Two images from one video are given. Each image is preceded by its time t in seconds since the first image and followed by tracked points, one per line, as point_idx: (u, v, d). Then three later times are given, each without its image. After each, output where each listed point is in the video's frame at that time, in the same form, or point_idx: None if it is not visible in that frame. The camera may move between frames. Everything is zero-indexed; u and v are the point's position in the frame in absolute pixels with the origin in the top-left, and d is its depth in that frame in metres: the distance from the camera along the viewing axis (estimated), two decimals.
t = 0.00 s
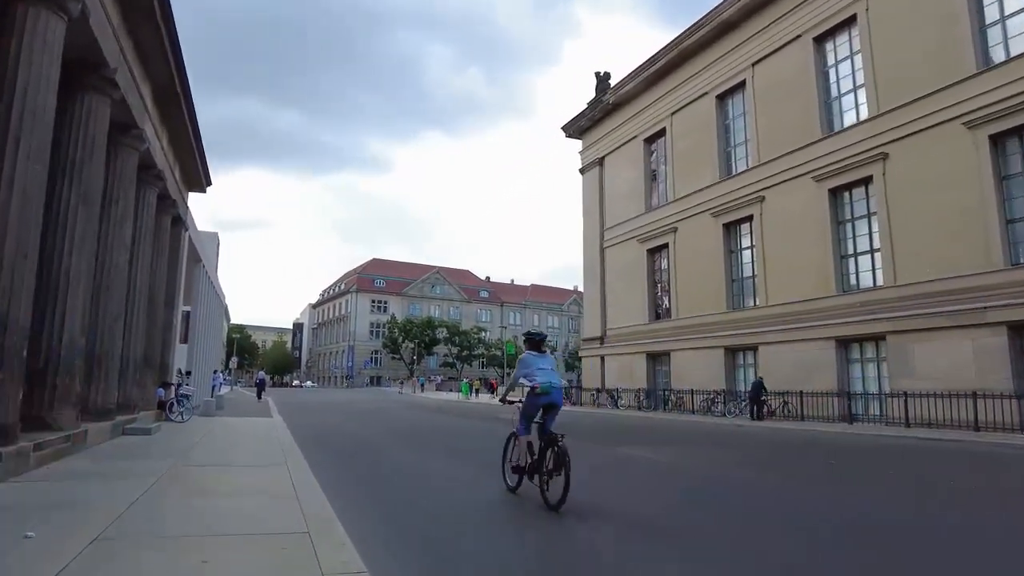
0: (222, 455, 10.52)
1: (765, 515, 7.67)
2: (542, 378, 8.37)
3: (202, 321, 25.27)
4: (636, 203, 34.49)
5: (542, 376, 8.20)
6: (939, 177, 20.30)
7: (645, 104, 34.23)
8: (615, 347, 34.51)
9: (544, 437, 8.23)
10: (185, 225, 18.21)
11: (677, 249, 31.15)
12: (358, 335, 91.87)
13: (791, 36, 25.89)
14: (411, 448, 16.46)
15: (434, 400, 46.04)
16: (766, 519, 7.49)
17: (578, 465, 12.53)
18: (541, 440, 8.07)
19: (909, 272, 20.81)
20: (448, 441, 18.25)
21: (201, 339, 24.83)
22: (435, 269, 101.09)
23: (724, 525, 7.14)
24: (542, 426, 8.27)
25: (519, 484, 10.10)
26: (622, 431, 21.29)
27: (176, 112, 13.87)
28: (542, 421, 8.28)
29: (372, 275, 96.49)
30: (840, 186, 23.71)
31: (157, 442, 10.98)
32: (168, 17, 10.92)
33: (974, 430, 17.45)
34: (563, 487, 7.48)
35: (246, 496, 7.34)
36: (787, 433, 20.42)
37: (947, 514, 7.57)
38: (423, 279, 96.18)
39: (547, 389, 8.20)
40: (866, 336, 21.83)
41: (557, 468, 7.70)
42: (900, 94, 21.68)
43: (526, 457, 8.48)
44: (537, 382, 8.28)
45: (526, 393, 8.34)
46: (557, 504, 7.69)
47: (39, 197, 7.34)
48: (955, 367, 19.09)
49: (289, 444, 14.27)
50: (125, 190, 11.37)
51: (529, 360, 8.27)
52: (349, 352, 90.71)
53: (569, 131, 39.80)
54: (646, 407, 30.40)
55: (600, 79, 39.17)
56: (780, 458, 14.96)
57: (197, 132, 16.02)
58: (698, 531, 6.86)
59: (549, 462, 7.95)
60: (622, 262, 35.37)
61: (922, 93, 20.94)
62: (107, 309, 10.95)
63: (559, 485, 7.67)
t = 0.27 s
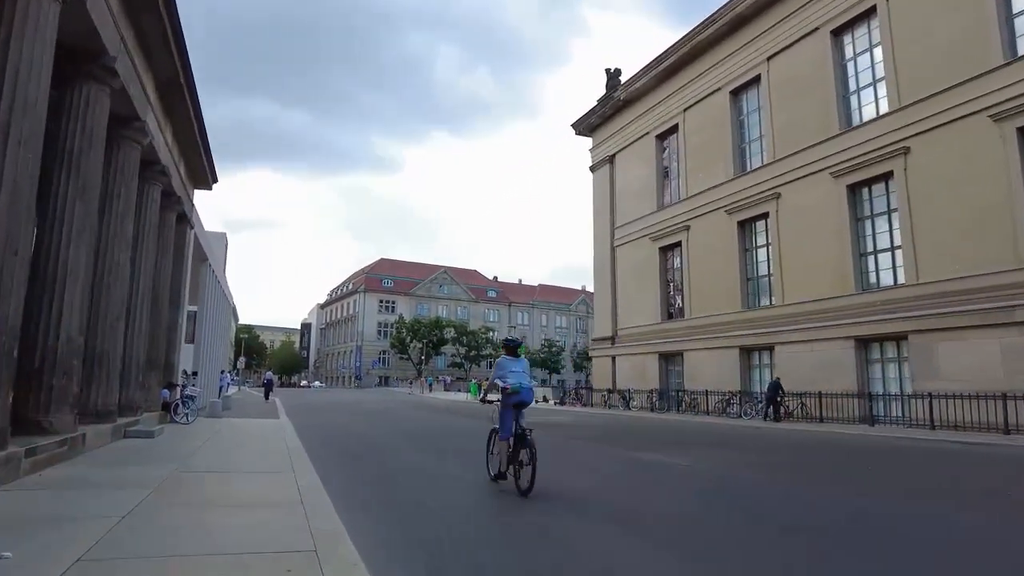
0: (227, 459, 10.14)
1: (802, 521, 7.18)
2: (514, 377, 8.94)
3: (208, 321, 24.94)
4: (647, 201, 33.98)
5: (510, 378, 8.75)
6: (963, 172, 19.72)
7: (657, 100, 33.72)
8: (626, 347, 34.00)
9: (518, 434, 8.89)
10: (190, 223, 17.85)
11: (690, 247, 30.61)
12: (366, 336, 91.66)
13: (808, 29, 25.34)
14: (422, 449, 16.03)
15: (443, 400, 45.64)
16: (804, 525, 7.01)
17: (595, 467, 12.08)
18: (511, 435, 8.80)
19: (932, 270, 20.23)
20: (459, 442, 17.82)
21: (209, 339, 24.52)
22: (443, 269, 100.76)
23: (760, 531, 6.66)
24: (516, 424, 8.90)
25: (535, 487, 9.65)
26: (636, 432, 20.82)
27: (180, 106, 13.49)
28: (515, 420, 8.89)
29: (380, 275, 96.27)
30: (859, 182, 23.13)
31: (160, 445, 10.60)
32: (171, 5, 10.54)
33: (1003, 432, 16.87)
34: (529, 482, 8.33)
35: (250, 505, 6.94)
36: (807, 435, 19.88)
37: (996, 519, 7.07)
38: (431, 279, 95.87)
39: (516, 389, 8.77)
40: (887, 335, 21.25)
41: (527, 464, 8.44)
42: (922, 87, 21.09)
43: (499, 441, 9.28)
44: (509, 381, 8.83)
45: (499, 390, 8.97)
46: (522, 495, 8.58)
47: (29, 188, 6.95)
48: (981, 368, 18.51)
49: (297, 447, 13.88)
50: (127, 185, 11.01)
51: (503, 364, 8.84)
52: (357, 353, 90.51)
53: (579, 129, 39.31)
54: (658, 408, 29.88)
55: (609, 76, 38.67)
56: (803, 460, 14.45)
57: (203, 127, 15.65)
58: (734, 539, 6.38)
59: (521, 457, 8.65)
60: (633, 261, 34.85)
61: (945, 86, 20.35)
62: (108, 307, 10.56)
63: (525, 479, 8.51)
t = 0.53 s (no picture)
0: (226, 462, 9.69)
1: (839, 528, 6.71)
2: (493, 376, 9.95)
3: (210, 320, 24.52)
4: (655, 198, 33.49)
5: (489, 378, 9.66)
6: (983, 165, 19.21)
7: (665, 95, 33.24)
8: (633, 347, 33.49)
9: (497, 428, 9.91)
10: (191, 219, 17.43)
11: (699, 245, 30.12)
12: (370, 335, 91.32)
13: (820, 21, 24.82)
14: (425, 450, 15.62)
15: (447, 400, 45.17)
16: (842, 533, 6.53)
17: (607, 469, 11.62)
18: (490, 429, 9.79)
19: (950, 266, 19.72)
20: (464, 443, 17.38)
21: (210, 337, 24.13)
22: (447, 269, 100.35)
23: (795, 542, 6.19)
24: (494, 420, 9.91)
25: (547, 491, 9.20)
26: (646, 432, 20.35)
27: (180, 100, 13.07)
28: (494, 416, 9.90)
29: (383, 274, 95.89)
30: (873, 177, 22.62)
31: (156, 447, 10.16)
32: None
33: None
34: (504, 471, 9.35)
35: (249, 514, 6.51)
36: (822, 435, 19.38)
37: None
38: (434, 278, 95.50)
39: (494, 388, 9.75)
40: (904, 333, 20.73)
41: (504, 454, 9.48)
42: (939, 79, 20.57)
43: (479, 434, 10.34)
44: (488, 380, 9.82)
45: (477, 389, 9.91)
46: (500, 481, 9.62)
47: (13, 176, 6.52)
48: (1002, 366, 18.01)
49: (299, 448, 13.43)
50: (122, 177, 10.59)
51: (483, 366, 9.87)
52: (361, 352, 90.17)
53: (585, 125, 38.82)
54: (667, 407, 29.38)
55: (615, 71, 38.19)
56: (821, 461, 14.00)
57: (203, 120, 15.23)
58: (767, 548, 5.92)
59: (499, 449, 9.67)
60: (640, 259, 34.35)
61: (963, 77, 19.84)
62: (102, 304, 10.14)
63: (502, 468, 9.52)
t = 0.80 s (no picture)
0: (228, 467, 9.24)
1: (885, 535, 6.27)
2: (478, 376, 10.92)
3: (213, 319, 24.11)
4: (664, 195, 33.02)
5: (472, 381, 10.37)
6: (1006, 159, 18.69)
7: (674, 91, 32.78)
8: (642, 347, 32.99)
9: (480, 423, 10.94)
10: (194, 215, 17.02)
11: (710, 242, 29.63)
12: (374, 335, 90.98)
13: (834, 13, 24.33)
14: (432, 451, 15.19)
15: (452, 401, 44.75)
16: (891, 539, 6.09)
17: (624, 470, 11.17)
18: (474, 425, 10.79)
19: (971, 263, 19.21)
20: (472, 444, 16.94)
21: (212, 337, 23.71)
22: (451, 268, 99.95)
23: (842, 549, 5.75)
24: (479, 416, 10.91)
25: (566, 494, 8.75)
26: (659, 433, 19.88)
27: (182, 92, 12.67)
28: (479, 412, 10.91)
29: (388, 274, 95.50)
30: (890, 172, 22.11)
31: (155, 451, 9.72)
32: None
33: None
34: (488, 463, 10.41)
35: (252, 524, 6.08)
36: (841, 437, 18.88)
37: None
38: (438, 278, 95.11)
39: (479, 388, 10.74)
40: (924, 332, 20.21)
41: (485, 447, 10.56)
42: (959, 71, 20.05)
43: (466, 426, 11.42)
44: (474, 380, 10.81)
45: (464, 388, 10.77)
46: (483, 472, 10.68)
47: None
48: None
49: (304, 450, 12.99)
50: (120, 168, 10.18)
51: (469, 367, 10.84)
52: (365, 352, 89.84)
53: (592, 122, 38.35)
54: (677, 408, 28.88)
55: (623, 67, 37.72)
56: (843, 463, 13.53)
57: (205, 113, 14.81)
58: (813, 557, 5.49)
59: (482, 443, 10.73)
60: (649, 257, 33.85)
61: (984, 69, 19.33)
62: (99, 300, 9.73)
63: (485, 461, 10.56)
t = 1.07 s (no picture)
0: (231, 473, 8.82)
1: (938, 546, 5.79)
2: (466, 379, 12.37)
3: (218, 318, 23.71)
4: (675, 193, 32.54)
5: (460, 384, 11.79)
6: None
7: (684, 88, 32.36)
8: (652, 348, 32.49)
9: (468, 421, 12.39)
10: (198, 213, 16.61)
11: (722, 241, 29.12)
12: (380, 335, 90.68)
13: (851, 6, 23.84)
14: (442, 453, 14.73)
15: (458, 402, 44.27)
16: (946, 552, 5.61)
17: (643, 475, 10.70)
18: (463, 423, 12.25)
19: (994, 262, 18.67)
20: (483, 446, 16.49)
21: (217, 337, 23.35)
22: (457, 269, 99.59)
23: (894, 564, 5.28)
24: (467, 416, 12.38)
25: (585, 501, 8.29)
26: (673, 437, 19.40)
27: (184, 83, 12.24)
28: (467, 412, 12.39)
29: (393, 275, 95.24)
30: (909, 168, 21.59)
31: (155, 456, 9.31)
32: None
33: None
34: (474, 457, 11.82)
35: (254, 537, 5.64)
36: (860, 440, 18.37)
37: None
38: (444, 278, 94.74)
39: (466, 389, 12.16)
40: (945, 333, 19.66)
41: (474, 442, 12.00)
42: (981, 64, 19.52)
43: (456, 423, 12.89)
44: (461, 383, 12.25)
45: (454, 389, 12.07)
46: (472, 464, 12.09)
47: None
48: None
49: (311, 453, 12.57)
50: (119, 161, 9.79)
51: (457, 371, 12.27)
52: (371, 353, 89.55)
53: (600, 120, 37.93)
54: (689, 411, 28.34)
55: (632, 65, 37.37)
56: (868, 466, 13.02)
57: (209, 108, 14.40)
58: (867, 574, 5.01)
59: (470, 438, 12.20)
60: (659, 256, 33.33)
61: (1008, 62, 18.79)
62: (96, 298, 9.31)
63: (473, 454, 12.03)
